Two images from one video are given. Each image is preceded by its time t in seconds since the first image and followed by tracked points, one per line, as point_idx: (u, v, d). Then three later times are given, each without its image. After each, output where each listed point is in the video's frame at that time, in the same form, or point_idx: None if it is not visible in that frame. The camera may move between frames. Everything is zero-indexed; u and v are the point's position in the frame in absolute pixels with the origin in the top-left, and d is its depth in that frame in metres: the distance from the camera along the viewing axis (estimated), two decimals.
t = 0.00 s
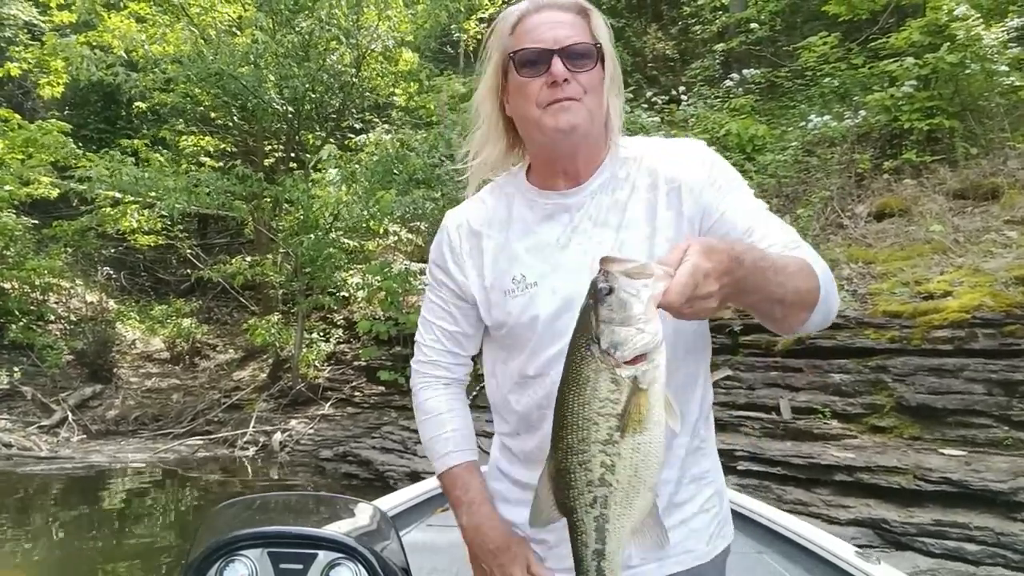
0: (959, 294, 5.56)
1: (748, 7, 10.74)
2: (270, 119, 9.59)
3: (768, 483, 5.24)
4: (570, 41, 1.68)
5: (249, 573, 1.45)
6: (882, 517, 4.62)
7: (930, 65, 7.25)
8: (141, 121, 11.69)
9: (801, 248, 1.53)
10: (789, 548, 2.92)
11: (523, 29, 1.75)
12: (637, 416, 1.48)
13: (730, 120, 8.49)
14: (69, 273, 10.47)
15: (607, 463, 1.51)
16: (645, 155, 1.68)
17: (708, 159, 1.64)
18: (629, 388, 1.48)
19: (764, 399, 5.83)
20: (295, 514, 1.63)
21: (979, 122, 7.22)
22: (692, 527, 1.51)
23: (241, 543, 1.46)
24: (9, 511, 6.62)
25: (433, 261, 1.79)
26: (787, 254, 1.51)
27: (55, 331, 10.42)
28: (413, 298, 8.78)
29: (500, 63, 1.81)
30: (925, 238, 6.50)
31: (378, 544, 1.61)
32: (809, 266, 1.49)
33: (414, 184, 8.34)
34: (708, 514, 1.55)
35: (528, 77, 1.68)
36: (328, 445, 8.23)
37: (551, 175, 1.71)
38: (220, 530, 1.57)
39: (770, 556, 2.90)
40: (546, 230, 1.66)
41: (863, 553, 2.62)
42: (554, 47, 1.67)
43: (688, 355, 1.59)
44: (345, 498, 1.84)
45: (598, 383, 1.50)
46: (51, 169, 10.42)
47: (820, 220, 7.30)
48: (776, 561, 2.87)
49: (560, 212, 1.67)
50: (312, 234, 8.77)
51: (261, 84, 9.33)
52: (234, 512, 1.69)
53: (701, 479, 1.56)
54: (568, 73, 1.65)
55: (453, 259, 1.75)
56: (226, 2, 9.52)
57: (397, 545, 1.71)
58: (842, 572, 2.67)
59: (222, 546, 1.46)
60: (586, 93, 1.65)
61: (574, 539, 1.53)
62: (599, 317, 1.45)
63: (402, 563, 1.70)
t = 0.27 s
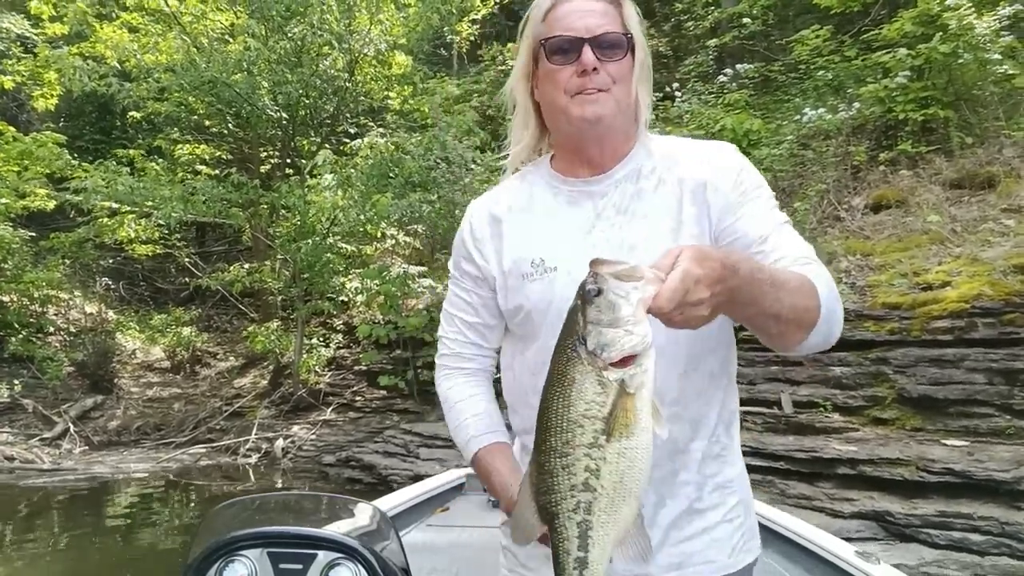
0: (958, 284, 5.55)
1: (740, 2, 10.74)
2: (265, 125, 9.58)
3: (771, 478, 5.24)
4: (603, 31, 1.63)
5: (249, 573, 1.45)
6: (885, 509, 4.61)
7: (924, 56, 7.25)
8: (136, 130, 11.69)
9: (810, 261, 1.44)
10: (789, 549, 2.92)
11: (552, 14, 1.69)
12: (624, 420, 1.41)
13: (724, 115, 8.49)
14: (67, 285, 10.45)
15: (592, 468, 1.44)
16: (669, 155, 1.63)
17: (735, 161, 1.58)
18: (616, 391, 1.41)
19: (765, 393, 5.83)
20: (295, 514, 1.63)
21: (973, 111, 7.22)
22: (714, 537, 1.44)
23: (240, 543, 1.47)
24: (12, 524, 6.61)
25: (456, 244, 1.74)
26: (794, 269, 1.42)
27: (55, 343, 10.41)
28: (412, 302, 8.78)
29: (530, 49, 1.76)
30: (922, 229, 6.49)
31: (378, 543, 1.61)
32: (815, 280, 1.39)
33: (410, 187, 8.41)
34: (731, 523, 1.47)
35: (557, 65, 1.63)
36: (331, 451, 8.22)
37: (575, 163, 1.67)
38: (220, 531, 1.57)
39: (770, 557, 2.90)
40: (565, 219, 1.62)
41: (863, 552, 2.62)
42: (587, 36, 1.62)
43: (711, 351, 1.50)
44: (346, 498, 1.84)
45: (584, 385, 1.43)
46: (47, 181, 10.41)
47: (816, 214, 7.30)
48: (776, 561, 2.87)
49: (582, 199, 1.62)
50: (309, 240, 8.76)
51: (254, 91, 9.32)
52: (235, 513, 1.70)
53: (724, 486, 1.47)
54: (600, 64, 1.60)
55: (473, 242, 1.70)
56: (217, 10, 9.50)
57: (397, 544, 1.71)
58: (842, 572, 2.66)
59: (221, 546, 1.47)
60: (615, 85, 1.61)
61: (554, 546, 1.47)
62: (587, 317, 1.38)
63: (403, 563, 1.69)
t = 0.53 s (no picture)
0: (958, 280, 5.55)
1: None
2: (264, 128, 9.57)
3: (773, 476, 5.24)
4: (626, 33, 1.64)
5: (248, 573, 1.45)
6: (888, 506, 4.61)
7: (922, 52, 7.24)
8: (134, 134, 11.68)
9: (820, 269, 1.44)
10: (790, 549, 2.92)
11: (577, 17, 1.70)
12: (626, 398, 1.43)
13: (723, 113, 8.48)
14: (67, 289, 10.45)
15: (594, 446, 1.47)
16: (693, 154, 1.62)
17: (756, 163, 1.57)
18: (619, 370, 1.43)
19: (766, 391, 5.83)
20: (296, 514, 1.63)
21: (973, 106, 7.21)
22: (741, 539, 1.42)
23: (240, 543, 1.47)
24: (14, 529, 6.61)
25: (486, 239, 1.73)
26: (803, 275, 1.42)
27: (56, 348, 10.41)
28: (413, 303, 8.78)
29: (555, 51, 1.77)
30: (922, 225, 6.48)
31: (378, 543, 1.61)
32: (819, 286, 1.39)
33: (410, 189, 8.44)
34: (759, 527, 1.45)
35: (582, 66, 1.64)
36: (332, 453, 8.21)
37: (600, 162, 1.68)
38: (221, 530, 1.57)
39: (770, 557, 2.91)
40: (595, 215, 1.61)
41: (863, 553, 2.62)
42: (611, 37, 1.64)
43: (739, 350, 1.50)
44: (347, 498, 1.83)
45: (591, 363, 1.45)
46: (46, 186, 10.41)
47: (815, 211, 7.28)
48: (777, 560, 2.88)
49: (608, 195, 1.63)
50: (309, 242, 8.75)
51: (253, 94, 9.31)
52: (236, 512, 1.70)
53: (753, 488, 1.46)
54: (624, 64, 1.61)
55: (503, 240, 1.69)
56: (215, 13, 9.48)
57: (398, 544, 1.71)
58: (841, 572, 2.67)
59: (221, 546, 1.47)
60: (640, 84, 1.61)
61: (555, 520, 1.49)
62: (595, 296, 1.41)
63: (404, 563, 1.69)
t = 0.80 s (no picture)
0: (957, 278, 5.55)
1: None
2: (261, 129, 9.55)
3: (773, 475, 5.23)
4: (602, 36, 1.65)
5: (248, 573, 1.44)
6: (887, 505, 4.61)
7: (920, 50, 7.25)
8: (132, 135, 11.67)
9: (796, 274, 1.49)
10: (789, 549, 2.92)
11: (552, 20, 1.71)
12: (617, 380, 1.38)
13: (721, 113, 8.49)
14: (65, 291, 10.43)
15: (582, 422, 1.39)
16: (669, 155, 1.66)
17: (733, 166, 1.61)
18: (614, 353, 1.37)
19: (766, 390, 5.82)
20: (296, 514, 1.62)
21: (970, 105, 7.22)
22: (726, 535, 1.45)
23: (240, 543, 1.46)
24: (13, 532, 6.59)
25: (463, 233, 1.68)
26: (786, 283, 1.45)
27: (53, 350, 10.39)
28: (411, 303, 8.77)
29: (530, 55, 1.77)
30: (920, 223, 6.48)
31: (378, 543, 1.60)
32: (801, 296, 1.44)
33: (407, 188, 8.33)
34: (743, 522, 1.47)
35: (559, 69, 1.65)
36: (331, 454, 8.20)
37: (577, 160, 1.68)
38: (221, 530, 1.56)
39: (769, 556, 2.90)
40: (574, 209, 1.61)
41: (862, 552, 2.62)
42: (586, 41, 1.65)
43: (719, 347, 1.51)
44: (345, 498, 1.83)
45: (587, 341, 1.38)
46: (43, 188, 10.40)
47: (814, 210, 7.28)
48: (776, 559, 2.88)
49: (587, 190, 1.62)
50: (307, 243, 8.74)
51: (250, 95, 9.30)
52: (234, 513, 1.68)
53: (737, 484, 1.49)
54: (600, 68, 1.62)
55: (479, 232, 1.64)
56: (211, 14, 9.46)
57: (397, 544, 1.70)
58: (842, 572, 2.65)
59: (221, 546, 1.46)
60: (616, 87, 1.63)
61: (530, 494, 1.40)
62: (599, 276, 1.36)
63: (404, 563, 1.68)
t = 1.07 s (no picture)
0: (960, 288, 5.55)
1: (743, 3, 10.75)
2: (266, 122, 9.54)
3: (772, 481, 5.23)
4: (589, 39, 1.74)
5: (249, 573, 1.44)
6: (886, 513, 4.61)
7: (927, 59, 7.26)
8: (135, 125, 11.65)
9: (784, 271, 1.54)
10: (789, 549, 2.93)
11: (543, 26, 1.81)
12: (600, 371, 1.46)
13: (727, 116, 8.49)
14: (65, 279, 10.40)
15: (546, 389, 1.48)
16: (654, 157, 1.71)
17: (715, 171, 1.67)
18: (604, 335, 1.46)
19: (766, 396, 5.82)
20: (296, 514, 1.61)
21: (976, 114, 7.22)
22: (707, 532, 1.51)
23: (240, 543, 1.45)
24: (8, 519, 6.58)
25: (448, 227, 1.69)
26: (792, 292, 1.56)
27: (52, 338, 10.36)
28: (412, 299, 8.77)
29: (518, 54, 1.86)
30: (924, 232, 6.48)
31: (378, 543, 1.61)
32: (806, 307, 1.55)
33: (411, 185, 8.36)
34: (722, 519, 1.53)
35: (547, 70, 1.74)
36: (329, 448, 8.19)
37: (565, 159, 1.72)
38: (220, 530, 1.55)
39: (768, 555, 2.92)
40: (563, 205, 1.62)
41: (862, 552, 2.64)
42: (574, 45, 1.74)
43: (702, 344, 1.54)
44: (345, 498, 1.83)
45: (582, 323, 1.46)
46: (46, 175, 10.37)
47: (818, 216, 7.25)
48: (775, 559, 2.90)
49: (575, 189, 1.64)
50: (309, 237, 8.71)
51: (256, 88, 9.27)
52: (233, 512, 1.67)
53: (717, 482, 1.54)
54: (587, 70, 1.71)
55: (467, 228, 1.65)
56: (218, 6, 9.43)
57: (396, 544, 1.71)
58: (841, 571, 2.68)
59: (221, 547, 1.45)
60: (602, 89, 1.71)
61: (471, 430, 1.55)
62: (619, 268, 1.42)
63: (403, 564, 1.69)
